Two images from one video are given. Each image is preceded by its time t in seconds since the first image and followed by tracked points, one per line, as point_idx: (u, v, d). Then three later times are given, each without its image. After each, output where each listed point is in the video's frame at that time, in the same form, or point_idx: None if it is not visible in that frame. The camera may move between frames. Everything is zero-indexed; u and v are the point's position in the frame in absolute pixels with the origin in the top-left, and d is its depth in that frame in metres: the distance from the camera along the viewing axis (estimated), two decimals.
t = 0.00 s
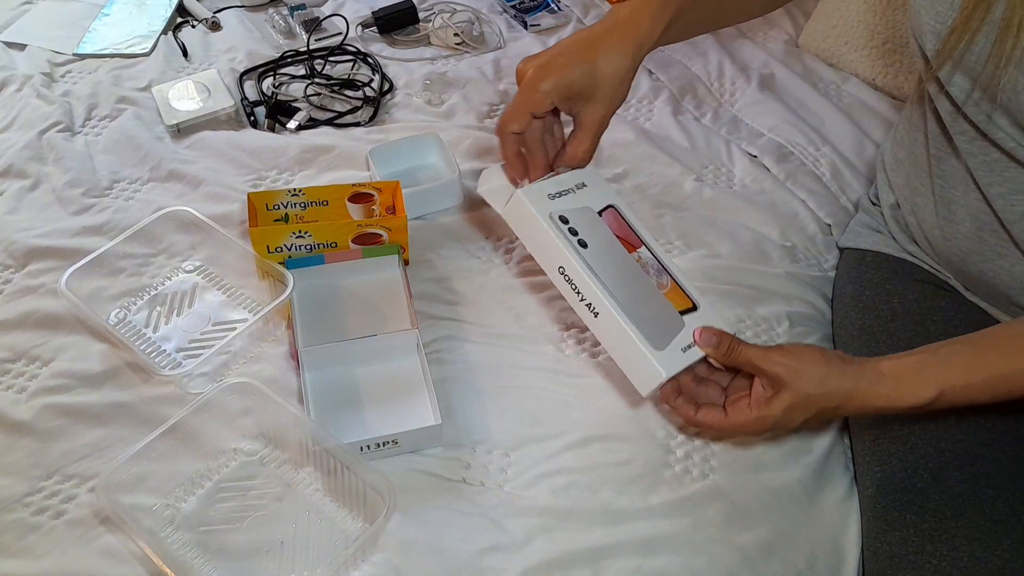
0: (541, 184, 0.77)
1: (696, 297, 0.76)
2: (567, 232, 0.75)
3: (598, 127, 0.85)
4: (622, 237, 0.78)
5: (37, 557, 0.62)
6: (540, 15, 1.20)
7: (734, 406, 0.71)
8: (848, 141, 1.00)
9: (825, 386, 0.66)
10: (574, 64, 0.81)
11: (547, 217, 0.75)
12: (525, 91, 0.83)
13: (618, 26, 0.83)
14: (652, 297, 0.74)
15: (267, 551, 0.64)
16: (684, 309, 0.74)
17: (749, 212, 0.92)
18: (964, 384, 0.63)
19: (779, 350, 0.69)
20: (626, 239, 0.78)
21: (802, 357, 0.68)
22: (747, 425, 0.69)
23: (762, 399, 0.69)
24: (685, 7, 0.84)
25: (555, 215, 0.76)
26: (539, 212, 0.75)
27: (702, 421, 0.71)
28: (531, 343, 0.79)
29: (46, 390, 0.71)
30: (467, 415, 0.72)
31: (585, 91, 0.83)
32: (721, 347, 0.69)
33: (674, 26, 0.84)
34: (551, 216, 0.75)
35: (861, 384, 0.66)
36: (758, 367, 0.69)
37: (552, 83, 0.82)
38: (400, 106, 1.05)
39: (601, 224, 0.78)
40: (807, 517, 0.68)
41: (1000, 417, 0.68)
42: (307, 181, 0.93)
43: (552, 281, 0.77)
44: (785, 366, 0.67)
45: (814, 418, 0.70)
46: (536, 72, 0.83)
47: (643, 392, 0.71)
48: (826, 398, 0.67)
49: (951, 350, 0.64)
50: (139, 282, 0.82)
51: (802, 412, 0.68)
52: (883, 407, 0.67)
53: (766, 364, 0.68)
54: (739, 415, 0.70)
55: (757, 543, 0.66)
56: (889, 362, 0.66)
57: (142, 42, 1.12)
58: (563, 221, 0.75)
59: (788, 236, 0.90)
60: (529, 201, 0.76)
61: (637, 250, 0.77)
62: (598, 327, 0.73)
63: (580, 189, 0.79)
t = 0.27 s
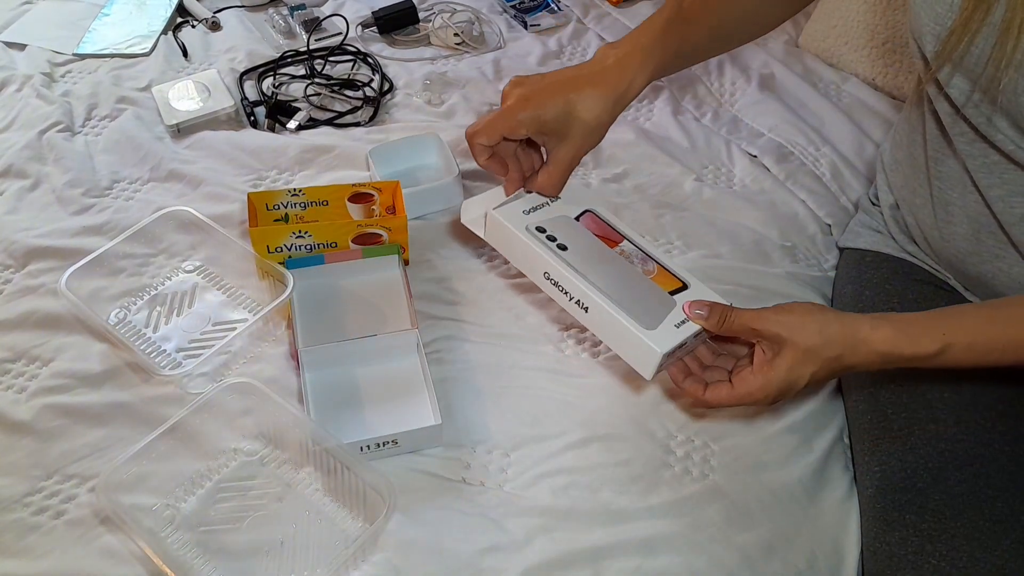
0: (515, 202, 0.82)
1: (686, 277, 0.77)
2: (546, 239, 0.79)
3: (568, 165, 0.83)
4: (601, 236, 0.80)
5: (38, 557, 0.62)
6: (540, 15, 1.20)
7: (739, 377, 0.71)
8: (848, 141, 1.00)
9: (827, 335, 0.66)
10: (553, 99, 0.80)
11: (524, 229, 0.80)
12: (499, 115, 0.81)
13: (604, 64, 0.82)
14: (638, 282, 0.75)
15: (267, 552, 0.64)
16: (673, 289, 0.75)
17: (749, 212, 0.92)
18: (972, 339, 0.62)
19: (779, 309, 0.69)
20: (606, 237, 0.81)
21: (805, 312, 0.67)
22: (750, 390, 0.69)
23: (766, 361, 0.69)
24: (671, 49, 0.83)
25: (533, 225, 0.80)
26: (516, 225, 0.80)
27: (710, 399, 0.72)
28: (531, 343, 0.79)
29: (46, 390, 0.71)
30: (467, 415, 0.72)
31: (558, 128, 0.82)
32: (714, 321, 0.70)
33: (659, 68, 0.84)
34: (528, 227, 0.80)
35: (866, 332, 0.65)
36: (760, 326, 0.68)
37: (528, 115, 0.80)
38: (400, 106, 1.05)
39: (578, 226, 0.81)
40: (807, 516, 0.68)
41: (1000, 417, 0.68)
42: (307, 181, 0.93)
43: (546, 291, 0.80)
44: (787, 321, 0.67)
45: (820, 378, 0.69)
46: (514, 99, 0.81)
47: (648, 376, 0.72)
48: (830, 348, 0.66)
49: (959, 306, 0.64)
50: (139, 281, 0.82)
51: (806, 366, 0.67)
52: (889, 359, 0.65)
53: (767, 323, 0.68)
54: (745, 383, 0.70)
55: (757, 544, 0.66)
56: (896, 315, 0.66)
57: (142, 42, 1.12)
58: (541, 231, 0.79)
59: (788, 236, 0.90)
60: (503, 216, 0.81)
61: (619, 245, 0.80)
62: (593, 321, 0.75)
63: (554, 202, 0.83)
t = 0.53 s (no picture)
0: (538, 231, 0.82)
1: (714, 297, 0.77)
2: (571, 272, 0.77)
3: (545, 166, 0.83)
4: (626, 260, 0.79)
5: (38, 557, 0.62)
6: (540, 15, 1.20)
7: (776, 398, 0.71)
8: (848, 141, 1.00)
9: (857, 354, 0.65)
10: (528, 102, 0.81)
11: (548, 264, 0.78)
12: (476, 117, 0.82)
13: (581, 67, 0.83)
14: (667, 308, 0.74)
15: (267, 552, 0.64)
16: (701, 312, 0.75)
17: (749, 212, 0.92)
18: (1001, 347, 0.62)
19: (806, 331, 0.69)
20: (631, 260, 0.80)
21: (831, 331, 0.67)
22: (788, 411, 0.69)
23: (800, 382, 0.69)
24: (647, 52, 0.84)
25: (556, 258, 0.79)
26: (540, 261, 0.79)
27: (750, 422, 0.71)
28: (530, 342, 0.79)
29: (46, 390, 0.71)
30: (467, 415, 0.72)
31: (534, 132, 0.82)
32: (744, 344, 0.70)
33: (638, 72, 0.85)
34: (552, 262, 0.78)
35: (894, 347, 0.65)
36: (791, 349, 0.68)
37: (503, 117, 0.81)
38: (400, 106, 1.05)
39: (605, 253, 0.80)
40: (807, 516, 0.68)
41: (1000, 417, 0.68)
42: (307, 181, 0.93)
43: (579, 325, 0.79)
44: (817, 343, 0.67)
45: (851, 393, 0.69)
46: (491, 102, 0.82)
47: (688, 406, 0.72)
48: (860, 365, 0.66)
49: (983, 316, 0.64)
50: (139, 281, 0.82)
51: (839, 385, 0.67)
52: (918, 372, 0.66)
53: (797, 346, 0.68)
54: (781, 405, 0.70)
55: (757, 544, 0.66)
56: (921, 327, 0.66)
57: (142, 42, 1.12)
58: (565, 263, 0.78)
59: (788, 236, 0.90)
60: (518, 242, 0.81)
61: (644, 268, 0.79)
62: (626, 354, 0.74)
63: (575, 227, 0.82)
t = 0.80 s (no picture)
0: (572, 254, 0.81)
1: (760, 314, 0.77)
2: (613, 297, 0.76)
3: (551, 152, 0.82)
4: (671, 280, 0.79)
5: (38, 558, 0.62)
6: (540, 15, 1.20)
7: (823, 421, 0.71)
8: (848, 141, 1.00)
9: (914, 383, 0.65)
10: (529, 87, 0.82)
11: (589, 289, 0.77)
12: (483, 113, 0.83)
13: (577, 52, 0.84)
14: (716, 333, 0.75)
15: (266, 552, 0.64)
16: (750, 331, 0.76)
17: (749, 212, 0.92)
18: None
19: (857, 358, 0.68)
20: (675, 280, 0.79)
21: (884, 359, 0.67)
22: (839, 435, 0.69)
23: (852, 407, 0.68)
24: (641, 41, 0.84)
25: (596, 283, 0.77)
26: (580, 286, 0.77)
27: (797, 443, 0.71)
28: (531, 342, 0.79)
29: (46, 390, 0.71)
30: (468, 415, 0.72)
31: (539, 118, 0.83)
32: (797, 366, 0.70)
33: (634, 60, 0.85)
34: (592, 287, 0.77)
35: (951, 377, 0.65)
36: (845, 375, 0.68)
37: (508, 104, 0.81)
38: (401, 106, 1.05)
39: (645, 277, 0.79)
40: (807, 517, 0.69)
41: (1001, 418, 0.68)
42: (307, 182, 0.93)
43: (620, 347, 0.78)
44: (871, 370, 0.67)
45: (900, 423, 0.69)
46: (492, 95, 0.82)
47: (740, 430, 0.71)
48: (916, 394, 0.66)
49: None
50: (140, 281, 0.82)
51: (892, 414, 0.67)
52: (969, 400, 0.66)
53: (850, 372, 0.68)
54: (829, 430, 0.69)
55: (757, 544, 0.66)
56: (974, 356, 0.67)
57: (142, 42, 1.12)
58: (605, 288, 0.77)
59: (788, 236, 0.90)
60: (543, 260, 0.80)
61: (687, 287, 0.79)
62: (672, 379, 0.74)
63: (612, 245, 0.81)
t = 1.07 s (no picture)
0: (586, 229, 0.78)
1: (774, 302, 0.76)
2: (624, 273, 0.75)
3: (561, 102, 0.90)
4: (684, 260, 0.78)
5: (38, 558, 0.62)
6: (540, 15, 1.20)
7: (832, 418, 0.71)
8: (848, 141, 1.01)
9: (928, 381, 0.65)
10: (538, 58, 0.92)
11: (598, 262, 0.76)
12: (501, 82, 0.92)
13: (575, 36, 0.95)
14: (726, 317, 0.74)
15: (267, 552, 0.64)
16: (763, 321, 0.74)
17: (749, 212, 0.92)
18: None
19: (872, 353, 0.68)
20: (687, 259, 0.78)
21: (898, 355, 0.67)
22: (849, 433, 0.69)
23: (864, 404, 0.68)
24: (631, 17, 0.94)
25: (606, 256, 0.76)
26: (590, 258, 0.76)
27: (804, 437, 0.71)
28: (531, 342, 0.79)
29: (46, 390, 0.71)
30: (468, 415, 0.72)
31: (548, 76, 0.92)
32: (808, 358, 0.68)
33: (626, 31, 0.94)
34: (602, 259, 0.76)
35: (965, 375, 0.65)
36: (857, 371, 0.68)
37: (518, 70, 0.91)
38: (400, 106, 1.05)
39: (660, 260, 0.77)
40: (807, 517, 0.69)
41: (1002, 417, 0.68)
42: (307, 182, 0.93)
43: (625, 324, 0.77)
44: (885, 366, 0.67)
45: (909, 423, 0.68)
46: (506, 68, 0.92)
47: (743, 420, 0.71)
48: (930, 393, 0.65)
49: None
50: (140, 282, 0.82)
51: (904, 412, 0.67)
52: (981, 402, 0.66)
53: (864, 367, 0.67)
54: (839, 426, 0.69)
55: (757, 544, 0.66)
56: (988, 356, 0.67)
57: (142, 42, 1.12)
58: (616, 262, 0.76)
59: (788, 236, 0.90)
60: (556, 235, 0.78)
61: (701, 269, 0.77)
62: (677, 361, 0.73)
63: (626, 220, 0.80)
